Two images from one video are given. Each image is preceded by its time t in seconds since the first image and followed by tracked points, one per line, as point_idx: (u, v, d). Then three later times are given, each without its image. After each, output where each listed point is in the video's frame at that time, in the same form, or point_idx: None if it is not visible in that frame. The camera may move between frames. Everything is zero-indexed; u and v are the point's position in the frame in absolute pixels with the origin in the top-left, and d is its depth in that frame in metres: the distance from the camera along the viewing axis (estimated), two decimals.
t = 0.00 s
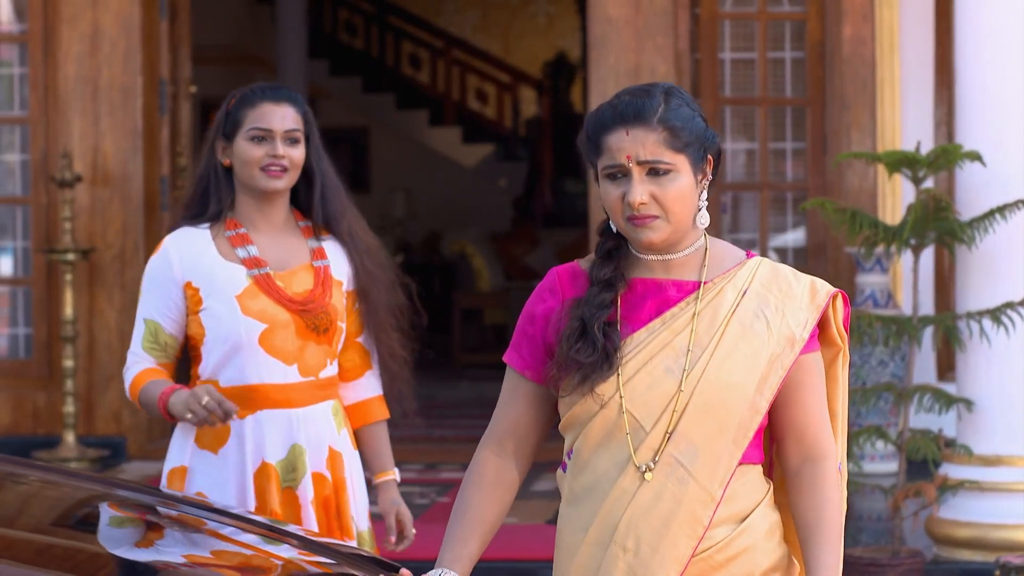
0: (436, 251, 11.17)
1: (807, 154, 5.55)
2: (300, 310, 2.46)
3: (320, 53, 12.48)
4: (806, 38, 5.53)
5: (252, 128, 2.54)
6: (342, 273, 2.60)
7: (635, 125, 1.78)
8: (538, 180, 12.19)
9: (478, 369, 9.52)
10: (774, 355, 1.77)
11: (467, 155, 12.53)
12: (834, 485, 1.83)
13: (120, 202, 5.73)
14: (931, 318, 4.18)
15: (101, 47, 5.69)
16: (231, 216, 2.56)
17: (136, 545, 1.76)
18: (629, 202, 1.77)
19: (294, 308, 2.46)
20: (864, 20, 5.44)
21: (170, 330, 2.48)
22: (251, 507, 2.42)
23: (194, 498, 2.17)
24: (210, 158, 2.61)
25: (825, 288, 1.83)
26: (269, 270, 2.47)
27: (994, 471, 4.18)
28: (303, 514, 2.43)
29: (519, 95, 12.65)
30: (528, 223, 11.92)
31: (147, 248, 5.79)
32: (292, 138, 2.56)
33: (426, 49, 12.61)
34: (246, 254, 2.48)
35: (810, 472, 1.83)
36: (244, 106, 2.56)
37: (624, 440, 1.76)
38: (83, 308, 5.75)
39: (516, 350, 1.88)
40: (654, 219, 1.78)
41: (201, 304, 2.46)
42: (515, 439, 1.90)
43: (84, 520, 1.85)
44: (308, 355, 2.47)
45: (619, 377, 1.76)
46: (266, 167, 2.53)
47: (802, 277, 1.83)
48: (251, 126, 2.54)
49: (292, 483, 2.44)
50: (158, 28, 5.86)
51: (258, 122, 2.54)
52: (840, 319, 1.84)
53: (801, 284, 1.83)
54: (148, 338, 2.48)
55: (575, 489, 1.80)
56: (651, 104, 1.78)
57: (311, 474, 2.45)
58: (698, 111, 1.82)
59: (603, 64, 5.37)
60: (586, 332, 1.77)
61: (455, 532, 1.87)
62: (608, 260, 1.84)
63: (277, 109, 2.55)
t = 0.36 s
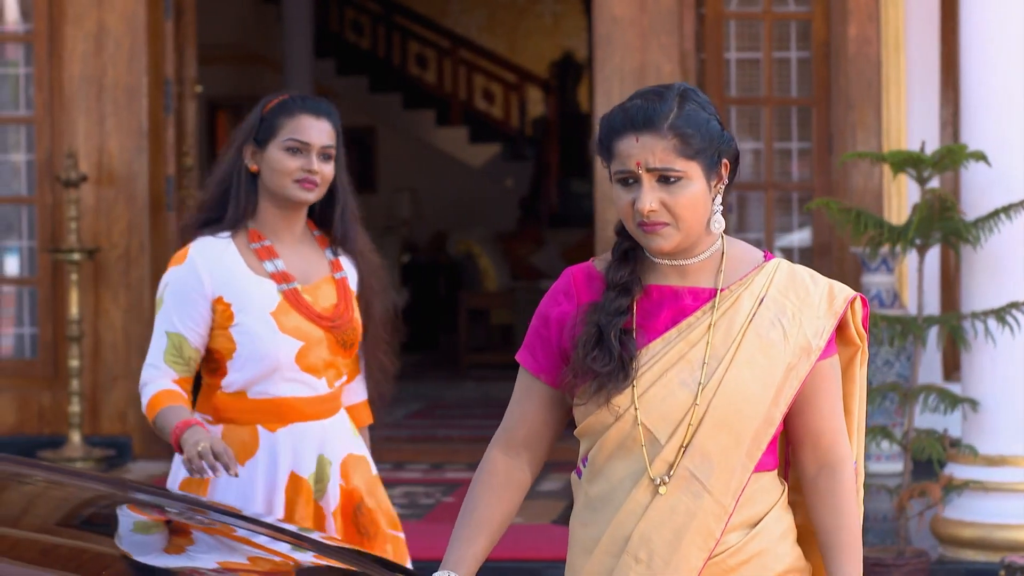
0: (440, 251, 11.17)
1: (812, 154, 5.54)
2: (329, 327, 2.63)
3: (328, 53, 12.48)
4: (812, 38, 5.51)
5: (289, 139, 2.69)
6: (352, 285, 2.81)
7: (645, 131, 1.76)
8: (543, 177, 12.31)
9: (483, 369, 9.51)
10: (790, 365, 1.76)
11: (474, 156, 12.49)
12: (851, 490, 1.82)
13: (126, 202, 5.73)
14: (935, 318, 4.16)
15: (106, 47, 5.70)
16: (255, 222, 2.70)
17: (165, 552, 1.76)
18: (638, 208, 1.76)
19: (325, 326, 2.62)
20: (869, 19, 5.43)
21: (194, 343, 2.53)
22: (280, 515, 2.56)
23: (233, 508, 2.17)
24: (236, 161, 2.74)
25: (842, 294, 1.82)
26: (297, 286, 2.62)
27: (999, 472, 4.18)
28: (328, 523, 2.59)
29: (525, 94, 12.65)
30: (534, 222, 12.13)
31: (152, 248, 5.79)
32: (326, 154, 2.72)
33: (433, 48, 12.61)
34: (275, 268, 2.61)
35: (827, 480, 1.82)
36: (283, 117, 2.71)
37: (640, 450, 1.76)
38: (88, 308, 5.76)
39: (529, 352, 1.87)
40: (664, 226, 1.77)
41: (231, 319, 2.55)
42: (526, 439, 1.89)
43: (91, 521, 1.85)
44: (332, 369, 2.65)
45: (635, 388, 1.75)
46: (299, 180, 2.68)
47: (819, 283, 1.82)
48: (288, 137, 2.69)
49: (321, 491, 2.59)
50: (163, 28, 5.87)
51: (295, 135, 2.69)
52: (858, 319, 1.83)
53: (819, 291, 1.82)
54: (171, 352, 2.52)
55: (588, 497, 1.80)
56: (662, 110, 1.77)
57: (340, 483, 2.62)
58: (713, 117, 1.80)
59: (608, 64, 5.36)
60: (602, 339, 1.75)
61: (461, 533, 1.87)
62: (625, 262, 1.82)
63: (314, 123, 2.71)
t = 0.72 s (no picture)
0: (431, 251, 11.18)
1: (803, 154, 5.55)
2: (461, 355, 2.59)
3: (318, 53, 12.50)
4: (803, 38, 5.53)
5: (419, 161, 2.67)
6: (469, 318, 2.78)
7: (644, 134, 1.75)
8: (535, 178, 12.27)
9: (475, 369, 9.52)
10: (786, 367, 1.76)
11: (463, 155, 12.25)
12: (844, 494, 1.82)
13: (116, 202, 5.72)
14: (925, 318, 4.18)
15: (96, 46, 5.69)
16: (386, 247, 2.68)
17: None
18: (635, 211, 1.75)
19: (457, 353, 2.58)
20: (860, 20, 5.45)
21: (328, 368, 2.47)
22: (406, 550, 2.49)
23: (250, 517, 2.24)
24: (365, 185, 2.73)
25: (836, 297, 1.82)
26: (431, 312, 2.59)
27: (989, 472, 4.19)
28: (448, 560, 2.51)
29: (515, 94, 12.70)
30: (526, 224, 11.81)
31: (142, 247, 5.79)
32: (456, 177, 2.69)
33: (423, 48, 12.62)
34: (410, 294, 2.58)
35: (819, 481, 1.82)
36: (414, 139, 2.70)
37: (637, 450, 1.76)
38: (78, 307, 5.75)
39: (522, 349, 1.85)
40: (659, 228, 1.77)
41: (369, 347, 2.50)
42: (518, 438, 1.88)
43: (80, 521, 1.85)
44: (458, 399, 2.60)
45: (632, 387, 1.75)
46: (428, 203, 2.66)
47: (814, 285, 1.82)
48: (418, 159, 2.68)
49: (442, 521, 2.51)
50: (154, 28, 5.87)
51: (425, 157, 2.68)
52: (850, 323, 1.83)
53: (813, 292, 1.81)
54: (304, 376, 2.46)
55: (582, 497, 1.80)
56: (661, 112, 1.76)
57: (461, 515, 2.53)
58: (711, 119, 1.79)
59: (599, 64, 5.38)
60: (599, 335, 1.75)
61: (454, 531, 1.88)
62: (620, 258, 1.81)
63: (445, 147, 2.69)
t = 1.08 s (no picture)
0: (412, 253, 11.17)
1: (783, 154, 5.57)
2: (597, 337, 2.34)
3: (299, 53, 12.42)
4: (782, 38, 5.56)
5: (543, 141, 2.34)
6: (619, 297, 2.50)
7: (611, 129, 1.78)
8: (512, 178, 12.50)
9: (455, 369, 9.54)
10: (749, 360, 1.80)
11: (444, 155, 12.65)
12: (802, 494, 1.88)
13: (96, 202, 5.71)
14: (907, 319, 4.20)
15: (76, 46, 5.66)
16: (517, 231, 2.43)
17: None
18: (601, 205, 1.78)
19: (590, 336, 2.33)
20: (840, 20, 5.48)
21: (443, 351, 2.32)
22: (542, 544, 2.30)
23: (228, 515, 2.26)
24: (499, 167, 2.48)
25: (795, 295, 1.85)
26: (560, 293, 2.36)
27: (968, 472, 4.22)
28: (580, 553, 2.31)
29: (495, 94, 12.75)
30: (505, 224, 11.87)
31: (122, 247, 5.77)
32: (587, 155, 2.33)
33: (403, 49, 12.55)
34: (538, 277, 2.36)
35: (777, 479, 1.87)
36: (540, 116, 2.36)
37: (605, 438, 1.77)
38: (57, 307, 5.73)
39: (486, 347, 1.88)
40: (625, 223, 1.79)
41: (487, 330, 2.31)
42: (483, 438, 1.90)
43: (59, 521, 1.85)
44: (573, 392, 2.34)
45: (599, 377, 1.77)
46: (555, 186, 2.35)
47: (773, 282, 1.86)
48: (542, 138, 2.34)
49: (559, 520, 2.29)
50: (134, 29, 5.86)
51: (549, 134, 2.34)
52: (805, 325, 1.86)
53: (772, 290, 1.85)
54: (417, 357, 2.32)
55: (548, 490, 1.80)
56: (628, 109, 1.79)
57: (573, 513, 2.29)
58: (677, 117, 1.82)
59: (578, 65, 5.39)
60: (566, 325, 1.77)
61: (425, 530, 1.88)
62: (584, 253, 1.84)
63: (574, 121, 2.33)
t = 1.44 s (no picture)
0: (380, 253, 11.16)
1: (750, 155, 5.61)
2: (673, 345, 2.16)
3: (266, 53, 12.68)
4: (749, 39, 5.60)
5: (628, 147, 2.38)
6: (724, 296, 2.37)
7: (550, 134, 1.81)
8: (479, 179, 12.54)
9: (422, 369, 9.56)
10: (696, 355, 1.84)
11: (412, 156, 12.72)
12: (749, 487, 1.93)
13: (62, 203, 5.69)
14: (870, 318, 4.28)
15: (43, 47, 5.64)
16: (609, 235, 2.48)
17: None
18: (544, 209, 1.81)
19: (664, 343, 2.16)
20: (806, 21, 5.50)
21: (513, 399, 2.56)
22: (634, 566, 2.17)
23: (195, 517, 2.26)
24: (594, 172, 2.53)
25: (740, 292, 1.91)
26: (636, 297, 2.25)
27: (933, 472, 4.27)
28: None
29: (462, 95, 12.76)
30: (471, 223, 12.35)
31: (87, 247, 5.76)
32: (672, 162, 2.39)
33: (370, 49, 12.61)
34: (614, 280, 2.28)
35: (727, 474, 1.92)
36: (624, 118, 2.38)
37: (555, 436, 1.79)
38: (23, 306, 5.70)
39: (435, 350, 1.90)
40: (568, 225, 1.82)
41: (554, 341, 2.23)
42: (435, 438, 1.92)
43: (25, 522, 1.86)
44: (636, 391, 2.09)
45: (548, 375, 1.79)
46: (638, 194, 2.40)
47: (718, 278, 1.91)
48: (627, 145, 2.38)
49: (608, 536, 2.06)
50: (100, 29, 5.84)
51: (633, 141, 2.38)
52: (751, 321, 1.94)
53: (718, 286, 1.90)
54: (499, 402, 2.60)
55: (500, 489, 1.82)
56: (565, 113, 1.81)
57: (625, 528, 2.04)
58: (614, 117, 1.85)
59: (547, 64, 5.41)
60: (513, 326, 1.79)
61: (385, 533, 1.90)
62: (528, 254, 1.86)
63: (656, 128, 2.37)
